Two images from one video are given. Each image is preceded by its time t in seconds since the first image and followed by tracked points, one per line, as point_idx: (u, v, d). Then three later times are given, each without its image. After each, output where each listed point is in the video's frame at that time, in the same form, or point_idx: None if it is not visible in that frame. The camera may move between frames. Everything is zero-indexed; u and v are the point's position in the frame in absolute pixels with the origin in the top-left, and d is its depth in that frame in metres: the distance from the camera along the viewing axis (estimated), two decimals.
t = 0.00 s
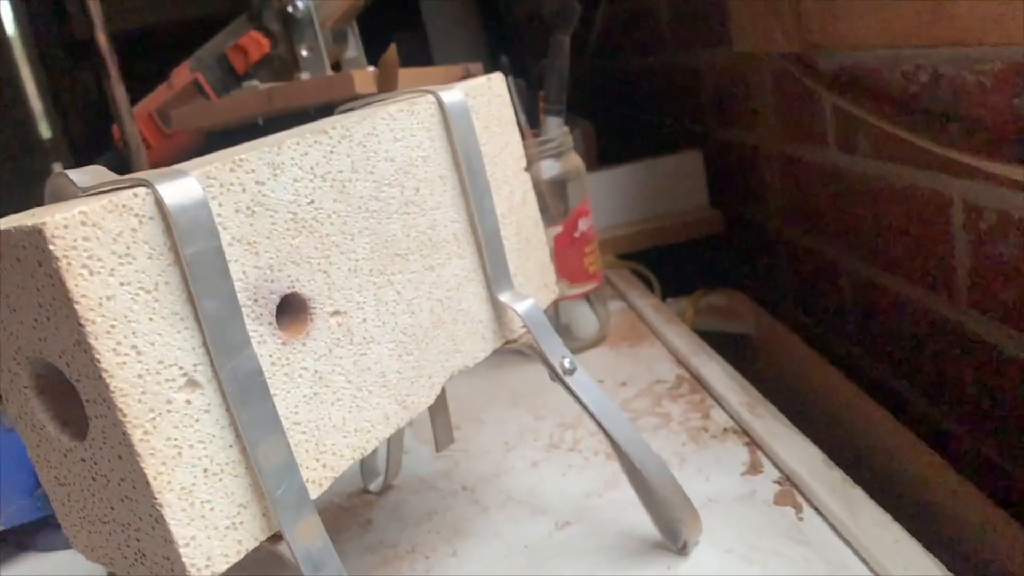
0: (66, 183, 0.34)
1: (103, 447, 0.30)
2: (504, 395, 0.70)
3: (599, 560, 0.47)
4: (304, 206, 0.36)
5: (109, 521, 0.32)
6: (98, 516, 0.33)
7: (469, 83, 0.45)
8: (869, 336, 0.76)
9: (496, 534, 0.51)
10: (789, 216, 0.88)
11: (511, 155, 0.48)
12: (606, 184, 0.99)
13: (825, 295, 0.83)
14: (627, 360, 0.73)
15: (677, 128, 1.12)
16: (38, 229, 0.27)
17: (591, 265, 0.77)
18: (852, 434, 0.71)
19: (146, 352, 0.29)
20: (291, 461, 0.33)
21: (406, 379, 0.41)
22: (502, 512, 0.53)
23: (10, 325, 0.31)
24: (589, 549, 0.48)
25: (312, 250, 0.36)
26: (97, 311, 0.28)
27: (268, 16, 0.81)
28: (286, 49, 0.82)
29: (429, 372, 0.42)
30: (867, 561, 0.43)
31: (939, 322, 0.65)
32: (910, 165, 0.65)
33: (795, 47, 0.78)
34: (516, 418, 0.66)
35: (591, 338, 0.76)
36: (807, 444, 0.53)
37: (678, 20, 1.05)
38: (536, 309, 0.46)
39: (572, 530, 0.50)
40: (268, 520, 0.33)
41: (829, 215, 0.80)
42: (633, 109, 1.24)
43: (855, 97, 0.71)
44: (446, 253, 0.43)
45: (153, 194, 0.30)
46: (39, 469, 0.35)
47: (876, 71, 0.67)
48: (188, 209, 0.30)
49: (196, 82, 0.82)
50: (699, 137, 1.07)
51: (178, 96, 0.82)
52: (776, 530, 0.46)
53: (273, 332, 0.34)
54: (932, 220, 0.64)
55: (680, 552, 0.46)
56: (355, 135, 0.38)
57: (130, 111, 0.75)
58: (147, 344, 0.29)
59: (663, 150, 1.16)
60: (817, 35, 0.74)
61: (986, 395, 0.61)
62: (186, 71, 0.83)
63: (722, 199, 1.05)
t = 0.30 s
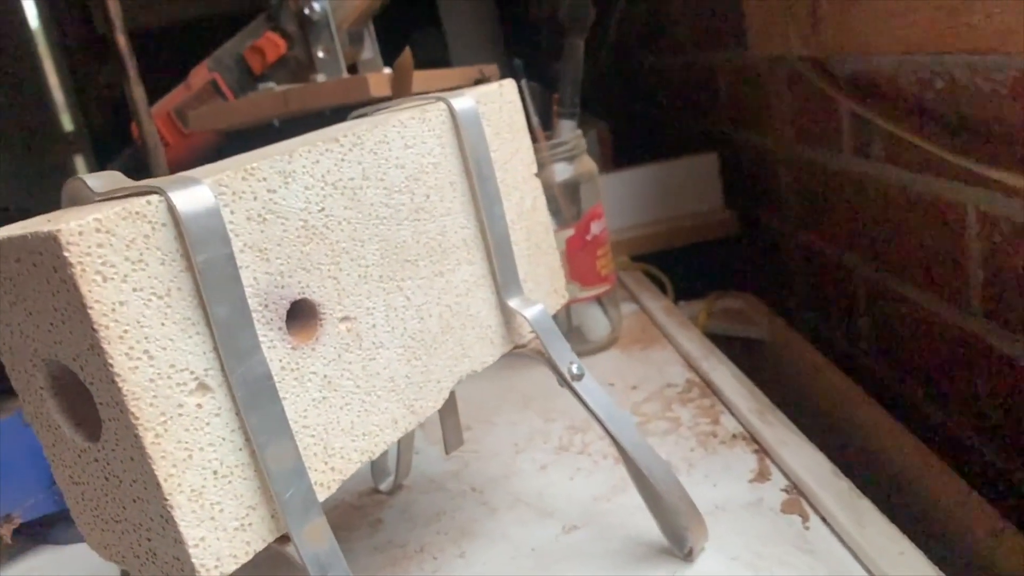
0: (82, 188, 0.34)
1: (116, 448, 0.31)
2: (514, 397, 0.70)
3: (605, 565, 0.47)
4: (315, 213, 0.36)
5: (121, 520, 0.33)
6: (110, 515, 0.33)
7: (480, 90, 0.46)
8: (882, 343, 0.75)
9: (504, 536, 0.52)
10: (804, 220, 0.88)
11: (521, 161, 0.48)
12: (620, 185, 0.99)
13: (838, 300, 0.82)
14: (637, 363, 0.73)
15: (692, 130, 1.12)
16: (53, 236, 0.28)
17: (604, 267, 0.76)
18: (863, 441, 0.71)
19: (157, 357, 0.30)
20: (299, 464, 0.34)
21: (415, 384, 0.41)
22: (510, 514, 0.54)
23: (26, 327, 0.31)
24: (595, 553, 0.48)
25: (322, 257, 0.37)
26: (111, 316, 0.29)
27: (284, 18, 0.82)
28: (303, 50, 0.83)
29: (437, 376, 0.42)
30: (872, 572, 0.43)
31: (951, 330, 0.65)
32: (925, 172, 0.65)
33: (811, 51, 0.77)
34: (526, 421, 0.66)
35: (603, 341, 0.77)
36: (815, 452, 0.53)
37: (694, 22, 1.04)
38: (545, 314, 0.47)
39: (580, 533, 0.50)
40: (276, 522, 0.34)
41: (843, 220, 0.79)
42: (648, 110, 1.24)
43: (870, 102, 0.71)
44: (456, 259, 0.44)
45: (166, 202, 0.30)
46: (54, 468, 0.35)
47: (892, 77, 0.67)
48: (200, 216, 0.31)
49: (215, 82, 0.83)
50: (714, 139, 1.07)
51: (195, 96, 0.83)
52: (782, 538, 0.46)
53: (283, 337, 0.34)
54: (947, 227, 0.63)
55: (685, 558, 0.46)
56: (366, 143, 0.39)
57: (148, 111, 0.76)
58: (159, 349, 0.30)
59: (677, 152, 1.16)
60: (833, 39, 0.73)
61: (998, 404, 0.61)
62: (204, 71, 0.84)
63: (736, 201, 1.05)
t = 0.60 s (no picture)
0: (99, 192, 0.35)
1: (129, 447, 0.32)
2: (523, 398, 0.71)
3: (610, 568, 0.47)
4: (326, 219, 0.37)
5: (133, 518, 0.34)
6: (123, 512, 0.34)
7: (491, 97, 0.46)
8: (893, 349, 0.75)
9: (511, 538, 0.52)
10: (816, 225, 0.88)
11: (532, 167, 0.49)
12: (634, 187, 0.99)
13: (850, 306, 0.82)
14: (647, 366, 0.73)
15: (707, 133, 1.12)
16: (69, 241, 0.28)
17: (616, 270, 0.76)
18: (873, 448, 0.71)
19: (170, 360, 0.31)
20: (307, 466, 0.34)
21: (423, 387, 0.42)
22: (518, 515, 0.54)
23: (42, 328, 0.32)
24: (601, 556, 0.49)
25: (332, 262, 0.37)
26: (124, 319, 0.29)
27: (301, 19, 0.83)
28: (319, 51, 0.84)
29: (445, 380, 0.43)
30: None
31: (963, 338, 0.65)
32: (939, 180, 0.65)
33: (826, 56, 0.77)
34: (535, 422, 0.66)
35: (613, 343, 0.77)
36: (822, 460, 0.53)
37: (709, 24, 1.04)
38: (553, 319, 0.47)
39: (586, 536, 0.51)
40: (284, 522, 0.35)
41: (856, 226, 0.79)
42: (663, 112, 1.24)
43: (885, 108, 0.71)
44: (465, 264, 0.44)
45: (180, 208, 0.31)
46: (68, 465, 0.36)
47: (907, 84, 0.67)
48: (213, 222, 0.31)
49: (234, 83, 0.83)
50: (728, 142, 1.07)
51: (213, 95, 0.83)
52: (787, 545, 0.46)
53: (293, 341, 0.35)
54: (960, 235, 0.63)
55: (690, 563, 0.46)
56: (378, 149, 0.39)
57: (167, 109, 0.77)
58: (171, 351, 0.31)
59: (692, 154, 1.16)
60: (849, 44, 0.73)
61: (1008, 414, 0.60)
62: (222, 71, 0.84)
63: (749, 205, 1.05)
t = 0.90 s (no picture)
0: (115, 195, 0.35)
1: (140, 447, 0.32)
2: (532, 400, 0.71)
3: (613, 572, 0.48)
4: (336, 224, 0.37)
5: (144, 515, 0.34)
6: (134, 509, 0.35)
7: (502, 104, 0.47)
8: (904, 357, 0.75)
9: (516, 539, 0.53)
10: (828, 230, 0.87)
11: (541, 173, 0.49)
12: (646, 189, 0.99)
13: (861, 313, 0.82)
14: (655, 370, 0.73)
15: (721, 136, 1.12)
16: (84, 245, 0.29)
17: (626, 274, 0.77)
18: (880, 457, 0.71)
19: (181, 362, 0.31)
20: (314, 468, 0.35)
21: (429, 390, 0.42)
22: (524, 517, 0.55)
23: (58, 328, 0.33)
24: (605, 559, 0.49)
25: (341, 266, 0.38)
26: (137, 322, 0.30)
27: (317, 20, 0.83)
28: (335, 52, 0.85)
29: (452, 383, 0.44)
30: None
31: (972, 348, 0.64)
32: (951, 189, 0.65)
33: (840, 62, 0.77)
34: (542, 425, 0.67)
35: (622, 347, 0.77)
36: (827, 468, 0.53)
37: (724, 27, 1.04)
38: (560, 324, 0.47)
39: (590, 539, 0.51)
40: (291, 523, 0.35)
41: (867, 233, 0.79)
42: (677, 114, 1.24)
43: (899, 116, 0.70)
44: (473, 268, 0.45)
45: (193, 213, 0.31)
46: (82, 462, 0.37)
47: (920, 92, 0.67)
48: (225, 227, 0.32)
49: (250, 81, 0.84)
50: (741, 146, 1.07)
51: (229, 93, 0.84)
52: (789, 553, 0.47)
53: (302, 344, 0.36)
54: (971, 245, 0.63)
55: (692, 569, 0.47)
56: (388, 156, 0.40)
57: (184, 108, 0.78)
58: (182, 354, 0.31)
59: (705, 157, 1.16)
60: (863, 52, 0.73)
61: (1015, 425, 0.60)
62: (240, 69, 0.85)
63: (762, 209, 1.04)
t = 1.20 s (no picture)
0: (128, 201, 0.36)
1: (150, 448, 0.33)
2: (539, 403, 0.72)
3: None
4: (345, 231, 0.38)
5: (153, 515, 0.35)
6: (143, 509, 0.36)
7: (511, 111, 0.47)
8: (913, 365, 0.75)
9: (520, 542, 0.53)
10: (838, 237, 0.87)
11: (549, 180, 0.50)
12: (655, 193, 0.99)
13: (870, 320, 0.82)
14: (663, 374, 0.74)
15: (734, 140, 1.12)
16: (98, 252, 0.30)
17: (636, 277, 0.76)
18: (887, 465, 0.71)
19: (191, 366, 0.32)
20: (320, 471, 0.35)
21: (435, 395, 0.43)
22: (528, 520, 0.55)
23: (72, 331, 0.33)
24: (607, 564, 0.50)
25: (349, 273, 0.38)
26: (148, 327, 0.31)
27: (333, 22, 0.84)
28: (349, 54, 0.85)
29: (457, 388, 0.44)
30: None
31: (981, 358, 0.64)
32: (962, 199, 0.65)
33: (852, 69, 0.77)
34: (548, 428, 0.67)
35: (630, 351, 0.77)
36: (831, 477, 0.54)
37: (738, 31, 1.04)
38: (566, 330, 0.48)
39: (594, 543, 0.52)
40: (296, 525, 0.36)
41: (878, 240, 0.79)
42: (690, 117, 1.24)
43: (911, 124, 0.70)
44: (480, 274, 0.45)
45: (204, 220, 0.32)
46: (93, 461, 0.38)
47: (932, 101, 0.67)
48: (235, 235, 0.32)
49: (264, 82, 0.85)
50: (753, 150, 1.07)
51: (245, 94, 0.86)
52: (791, 561, 0.47)
53: (310, 349, 0.36)
54: (981, 256, 0.63)
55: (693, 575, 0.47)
56: (397, 163, 0.41)
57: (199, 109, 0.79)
58: (192, 358, 0.32)
59: (717, 161, 1.16)
60: (876, 59, 0.73)
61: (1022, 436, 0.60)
62: (254, 70, 0.86)
63: (772, 213, 1.04)
